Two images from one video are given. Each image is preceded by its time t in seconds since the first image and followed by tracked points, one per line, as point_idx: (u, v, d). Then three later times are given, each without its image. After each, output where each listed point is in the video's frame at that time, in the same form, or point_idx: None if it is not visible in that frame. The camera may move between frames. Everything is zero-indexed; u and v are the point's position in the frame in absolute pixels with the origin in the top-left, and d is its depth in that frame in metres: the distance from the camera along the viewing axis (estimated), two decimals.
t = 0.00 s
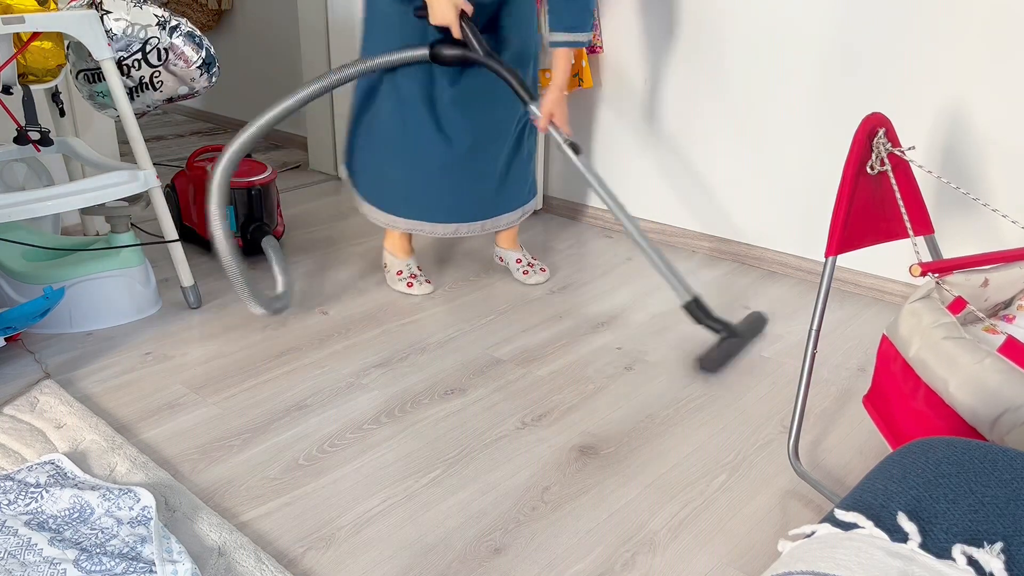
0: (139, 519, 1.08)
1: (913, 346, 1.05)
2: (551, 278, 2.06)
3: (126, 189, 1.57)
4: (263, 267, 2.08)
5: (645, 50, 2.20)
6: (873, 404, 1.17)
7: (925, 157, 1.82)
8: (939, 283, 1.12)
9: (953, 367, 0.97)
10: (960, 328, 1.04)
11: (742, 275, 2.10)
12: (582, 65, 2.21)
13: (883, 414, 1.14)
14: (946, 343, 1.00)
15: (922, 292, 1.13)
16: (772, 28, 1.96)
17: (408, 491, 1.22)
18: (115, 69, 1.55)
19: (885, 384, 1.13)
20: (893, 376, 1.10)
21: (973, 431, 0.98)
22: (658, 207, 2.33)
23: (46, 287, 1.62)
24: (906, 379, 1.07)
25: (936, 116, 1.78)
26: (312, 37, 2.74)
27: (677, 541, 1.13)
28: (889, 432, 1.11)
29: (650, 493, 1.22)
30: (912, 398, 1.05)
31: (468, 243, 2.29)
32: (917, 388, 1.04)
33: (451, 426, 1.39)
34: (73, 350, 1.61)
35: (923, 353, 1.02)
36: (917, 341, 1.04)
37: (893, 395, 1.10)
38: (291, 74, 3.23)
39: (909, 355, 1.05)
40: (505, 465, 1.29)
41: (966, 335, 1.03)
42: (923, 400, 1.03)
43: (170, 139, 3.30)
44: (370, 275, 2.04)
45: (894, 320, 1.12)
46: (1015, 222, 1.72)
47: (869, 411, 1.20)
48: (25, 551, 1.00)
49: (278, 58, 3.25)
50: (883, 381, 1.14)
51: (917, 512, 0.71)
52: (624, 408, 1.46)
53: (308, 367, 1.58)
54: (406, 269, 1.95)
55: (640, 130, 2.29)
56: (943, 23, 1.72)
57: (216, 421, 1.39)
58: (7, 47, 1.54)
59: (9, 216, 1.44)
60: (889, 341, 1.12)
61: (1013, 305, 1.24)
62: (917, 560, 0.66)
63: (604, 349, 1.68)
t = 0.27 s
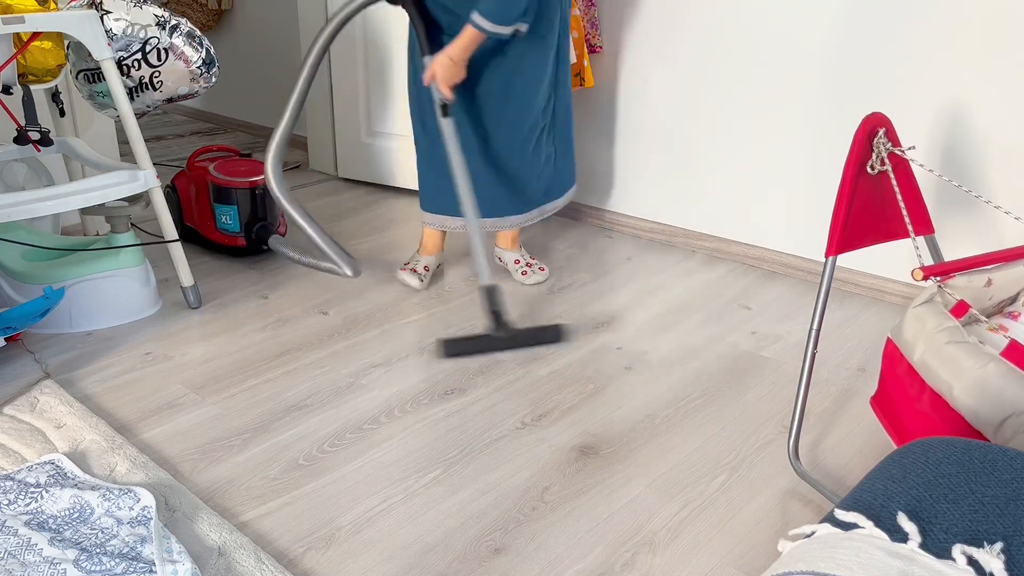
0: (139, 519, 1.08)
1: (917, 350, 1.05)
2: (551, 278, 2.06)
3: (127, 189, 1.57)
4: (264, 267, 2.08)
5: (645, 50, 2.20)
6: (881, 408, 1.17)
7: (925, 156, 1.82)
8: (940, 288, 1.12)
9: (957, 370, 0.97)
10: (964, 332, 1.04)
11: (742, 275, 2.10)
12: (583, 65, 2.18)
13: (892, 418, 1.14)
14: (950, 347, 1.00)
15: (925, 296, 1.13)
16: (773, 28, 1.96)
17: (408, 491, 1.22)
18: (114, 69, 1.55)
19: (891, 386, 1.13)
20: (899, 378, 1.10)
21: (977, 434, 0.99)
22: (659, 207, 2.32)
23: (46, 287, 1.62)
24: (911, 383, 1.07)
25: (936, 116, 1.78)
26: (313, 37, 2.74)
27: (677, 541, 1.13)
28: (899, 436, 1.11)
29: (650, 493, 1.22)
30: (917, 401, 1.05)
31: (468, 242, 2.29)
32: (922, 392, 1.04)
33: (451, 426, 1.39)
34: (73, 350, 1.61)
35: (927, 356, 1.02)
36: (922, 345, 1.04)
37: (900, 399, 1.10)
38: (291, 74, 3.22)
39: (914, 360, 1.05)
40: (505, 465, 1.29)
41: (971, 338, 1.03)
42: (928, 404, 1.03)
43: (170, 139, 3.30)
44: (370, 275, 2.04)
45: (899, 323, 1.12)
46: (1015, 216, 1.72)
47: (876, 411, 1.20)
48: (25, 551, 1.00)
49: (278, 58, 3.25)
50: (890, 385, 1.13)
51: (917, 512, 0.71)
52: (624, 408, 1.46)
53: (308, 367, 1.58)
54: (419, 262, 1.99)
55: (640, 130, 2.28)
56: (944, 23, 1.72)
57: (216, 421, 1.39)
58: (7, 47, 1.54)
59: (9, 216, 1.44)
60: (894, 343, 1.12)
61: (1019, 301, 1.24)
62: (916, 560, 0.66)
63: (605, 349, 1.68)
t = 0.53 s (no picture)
0: (139, 519, 1.08)
1: (916, 349, 1.05)
2: (551, 278, 2.06)
3: (127, 189, 1.57)
4: (264, 267, 2.07)
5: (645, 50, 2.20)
6: (880, 407, 1.17)
7: (925, 156, 1.82)
8: (941, 287, 1.12)
9: (957, 370, 0.97)
10: (963, 332, 1.04)
11: (742, 275, 2.10)
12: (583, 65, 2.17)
13: (891, 419, 1.14)
14: (950, 347, 1.00)
15: (924, 295, 1.12)
16: (773, 28, 1.96)
17: (408, 491, 1.22)
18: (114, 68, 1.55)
19: (890, 386, 1.13)
20: (898, 378, 1.10)
21: (978, 434, 0.99)
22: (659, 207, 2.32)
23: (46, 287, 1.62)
24: (911, 382, 1.06)
25: (936, 116, 1.78)
26: (312, 37, 2.74)
27: (677, 541, 1.13)
28: (897, 436, 1.11)
29: (650, 494, 1.22)
30: (917, 401, 1.05)
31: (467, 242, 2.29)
32: (922, 392, 1.04)
33: (451, 426, 1.39)
34: (73, 350, 1.61)
35: (927, 356, 1.02)
36: (921, 345, 1.04)
37: (900, 400, 1.10)
38: (291, 74, 3.22)
39: (913, 359, 1.05)
40: (505, 465, 1.29)
41: (970, 338, 1.03)
42: (928, 404, 1.03)
43: (170, 139, 3.30)
44: (370, 275, 2.04)
45: (898, 322, 1.12)
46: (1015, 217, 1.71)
47: (875, 412, 1.19)
48: (25, 551, 1.00)
49: (279, 57, 3.25)
50: (889, 385, 1.13)
51: (917, 512, 0.71)
52: (624, 408, 1.46)
53: (308, 367, 1.58)
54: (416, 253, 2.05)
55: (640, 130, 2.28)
56: (944, 23, 1.72)
57: (216, 421, 1.39)
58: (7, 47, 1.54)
59: (9, 216, 1.44)
60: (893, 343, 1.12)
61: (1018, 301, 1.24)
62: (916, 559, 0.66)
63: (604, 349, 1.68)
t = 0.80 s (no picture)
0: (139, 519, 1.08)
1: (911, 344, 1.05)
2: (550, 278, 2.06)
3: (127, 189, 1.57)
4: (264, 267, 2.07)
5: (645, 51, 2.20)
6: (871, 404, 1.18)
7: (925, 157, 1.82)
8: (938, 282, 1.12)
9: (954, 367, 0.97)
10: (959, 327, 1.04)
11: (742, 275, 2.10)
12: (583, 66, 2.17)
13: (882, 415, 1.14)
14: (945, 342, 1.00)
15: (921, 291, 1.13)
16: (772, 27, 1.96)
17: (408, 491, 1.22)
18: (114, 69, 1.55)
19: (883, 383, 1.13)
20: (892, 376, 1.10)
21: (973, 431, 0.99)
22: (658, 207, 2.32)
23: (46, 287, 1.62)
24: (905, 379, 1.07)
25: (936, 116, 1.78)
26: (312, 37, 2.74)
27: (677, 541, 1.13)
28: (887, 433, 1.11)
29: (650, 494, 1.22)
30: (910, 399, 1.05)
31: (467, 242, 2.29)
32: (916, 388, 1.04)
33: (451, 426, 1.39)
34: (73, 350, 1.61)
35: (923, 353, 1.02)
36: (916, 340, 1.04)
37: (892, 396, 1.10)
38: (291, 74, 3.22)
39: (908, 355, 1.05)
40: (505, 465, 1.29)
41: (965, 334, 1.03)
42: (922, 400, 1.03)
43: (170, 139, 3.30)
44: (370, 275, 2.04)
45: (895, 318, 1.12)
46: (1015, 223, 1.72)
47: (866, 410, 1.20)
48: (25, 550, 1.00)
49: (279, 57, 3.25)
50: (882, 382, 1.13)
51: (917, 512, 0.71)
52: (624, 408, 1.46)
53: (308, 367, 1.58)
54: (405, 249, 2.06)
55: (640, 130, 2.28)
56: (944, 23, 1.72)
57: (215, 421, 1.39)
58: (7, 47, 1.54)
59: (9, 216, 1.44)
60: (888, 340, 1.12)
61: (1012, 306, 1.24)
62: (917, 560, 0.66)
63: (604, 349, 1.68)
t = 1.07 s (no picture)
0: (139, 519, 1.08)
1: (910, 343, 1.05)
2: (550, 278, 2.06)
3: (127, 189, 1.58)
4: (263, 267, 2.07)
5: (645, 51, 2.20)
6: (869, 403, 1.18)
7: (925, 157, 1.82)
8: (938, 281, 1.12)
9: (953, 366, 0.97)
10: (959, 326, 1.03)
11: (742, 275, 2.10)
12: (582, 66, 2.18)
13: (880, 414, 1.14)
14: (944, 339, 1.00)
15: (920, 288, 1.13)
16: (772, 27, 1.96)
17: (408, 491, 1.22)
18: (114, 69, 1.55)
19: (881, 383, 1.13)
20: (890, 375, 1.10)
21: (972, 430, 0.99)
22: (658, 207, 2.32)
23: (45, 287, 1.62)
24: (903, 378, 1.07)
25: (936, 116, 1.78)
26: (313, 37, 2.74)
27: (677, 541, 1.13)
28: (885, 432, 1.11)
29: (650, 494, 1.22)
30: (909, 397, 1.05)
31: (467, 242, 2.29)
32: (914, 387, 1.05)
33: (452, 426, 1.39)
34: (73, 350, 1.61)
35: (921, 351, 1.02)
36: (915, 338, 1.04)
37: (890, 395, 1.10)
38: (291, 74, 3.23)
39: (906, 353, 1.05)
40: (505, 465, 1.29)
41: (964, 332, 1.03)
42: (921, 399, 1.04)
43: (170, 139, 3.30)
44: (370, 275, 2.04)
45: (893, 316, 1.12)
46: (1015, 223, 1.72)
47: (864, 409, 1.20)
48: (25, 550, 1.00)
49: (279, 57, 3.25)
50: (880, 381, 1.13)
51: (917, 512, 0.71)
52: (624, 408, 1.46)
53: (309, 367, 1.58)
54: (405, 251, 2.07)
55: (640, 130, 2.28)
56: (944, 23, 1.72)
57: (215, 421, 1.39)
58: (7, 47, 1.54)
59: (9, 216, 1.44)
60: (886, 339, 1.12)
61: (1011, 307, 1.25)
62: (917, 560, 0.66)
63: (604, 349, 1.68)
